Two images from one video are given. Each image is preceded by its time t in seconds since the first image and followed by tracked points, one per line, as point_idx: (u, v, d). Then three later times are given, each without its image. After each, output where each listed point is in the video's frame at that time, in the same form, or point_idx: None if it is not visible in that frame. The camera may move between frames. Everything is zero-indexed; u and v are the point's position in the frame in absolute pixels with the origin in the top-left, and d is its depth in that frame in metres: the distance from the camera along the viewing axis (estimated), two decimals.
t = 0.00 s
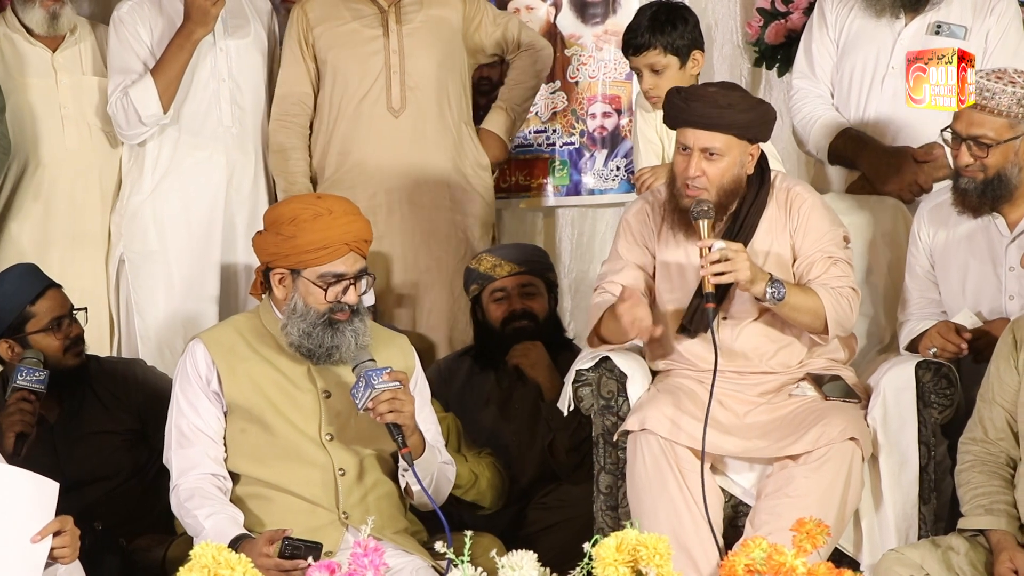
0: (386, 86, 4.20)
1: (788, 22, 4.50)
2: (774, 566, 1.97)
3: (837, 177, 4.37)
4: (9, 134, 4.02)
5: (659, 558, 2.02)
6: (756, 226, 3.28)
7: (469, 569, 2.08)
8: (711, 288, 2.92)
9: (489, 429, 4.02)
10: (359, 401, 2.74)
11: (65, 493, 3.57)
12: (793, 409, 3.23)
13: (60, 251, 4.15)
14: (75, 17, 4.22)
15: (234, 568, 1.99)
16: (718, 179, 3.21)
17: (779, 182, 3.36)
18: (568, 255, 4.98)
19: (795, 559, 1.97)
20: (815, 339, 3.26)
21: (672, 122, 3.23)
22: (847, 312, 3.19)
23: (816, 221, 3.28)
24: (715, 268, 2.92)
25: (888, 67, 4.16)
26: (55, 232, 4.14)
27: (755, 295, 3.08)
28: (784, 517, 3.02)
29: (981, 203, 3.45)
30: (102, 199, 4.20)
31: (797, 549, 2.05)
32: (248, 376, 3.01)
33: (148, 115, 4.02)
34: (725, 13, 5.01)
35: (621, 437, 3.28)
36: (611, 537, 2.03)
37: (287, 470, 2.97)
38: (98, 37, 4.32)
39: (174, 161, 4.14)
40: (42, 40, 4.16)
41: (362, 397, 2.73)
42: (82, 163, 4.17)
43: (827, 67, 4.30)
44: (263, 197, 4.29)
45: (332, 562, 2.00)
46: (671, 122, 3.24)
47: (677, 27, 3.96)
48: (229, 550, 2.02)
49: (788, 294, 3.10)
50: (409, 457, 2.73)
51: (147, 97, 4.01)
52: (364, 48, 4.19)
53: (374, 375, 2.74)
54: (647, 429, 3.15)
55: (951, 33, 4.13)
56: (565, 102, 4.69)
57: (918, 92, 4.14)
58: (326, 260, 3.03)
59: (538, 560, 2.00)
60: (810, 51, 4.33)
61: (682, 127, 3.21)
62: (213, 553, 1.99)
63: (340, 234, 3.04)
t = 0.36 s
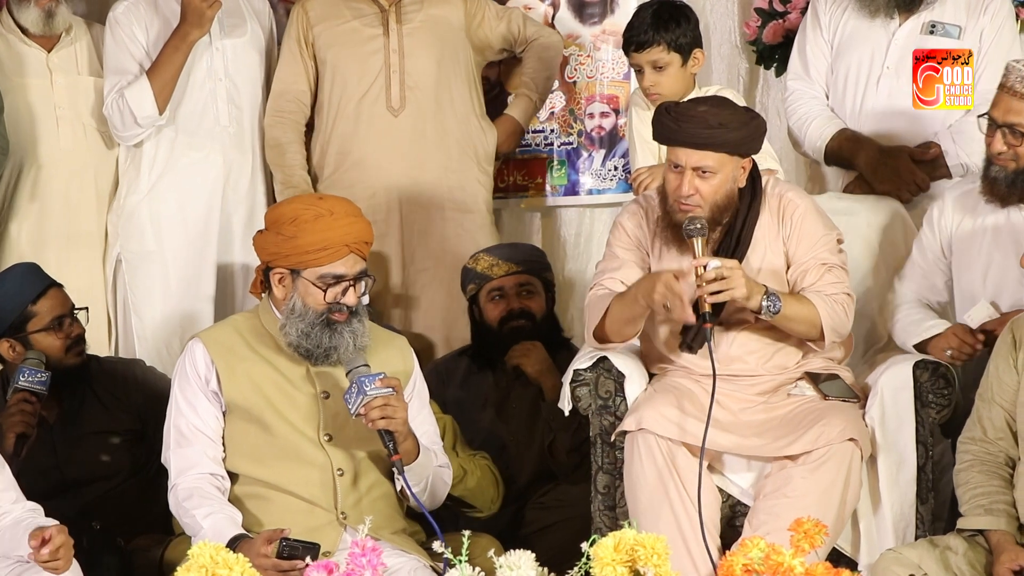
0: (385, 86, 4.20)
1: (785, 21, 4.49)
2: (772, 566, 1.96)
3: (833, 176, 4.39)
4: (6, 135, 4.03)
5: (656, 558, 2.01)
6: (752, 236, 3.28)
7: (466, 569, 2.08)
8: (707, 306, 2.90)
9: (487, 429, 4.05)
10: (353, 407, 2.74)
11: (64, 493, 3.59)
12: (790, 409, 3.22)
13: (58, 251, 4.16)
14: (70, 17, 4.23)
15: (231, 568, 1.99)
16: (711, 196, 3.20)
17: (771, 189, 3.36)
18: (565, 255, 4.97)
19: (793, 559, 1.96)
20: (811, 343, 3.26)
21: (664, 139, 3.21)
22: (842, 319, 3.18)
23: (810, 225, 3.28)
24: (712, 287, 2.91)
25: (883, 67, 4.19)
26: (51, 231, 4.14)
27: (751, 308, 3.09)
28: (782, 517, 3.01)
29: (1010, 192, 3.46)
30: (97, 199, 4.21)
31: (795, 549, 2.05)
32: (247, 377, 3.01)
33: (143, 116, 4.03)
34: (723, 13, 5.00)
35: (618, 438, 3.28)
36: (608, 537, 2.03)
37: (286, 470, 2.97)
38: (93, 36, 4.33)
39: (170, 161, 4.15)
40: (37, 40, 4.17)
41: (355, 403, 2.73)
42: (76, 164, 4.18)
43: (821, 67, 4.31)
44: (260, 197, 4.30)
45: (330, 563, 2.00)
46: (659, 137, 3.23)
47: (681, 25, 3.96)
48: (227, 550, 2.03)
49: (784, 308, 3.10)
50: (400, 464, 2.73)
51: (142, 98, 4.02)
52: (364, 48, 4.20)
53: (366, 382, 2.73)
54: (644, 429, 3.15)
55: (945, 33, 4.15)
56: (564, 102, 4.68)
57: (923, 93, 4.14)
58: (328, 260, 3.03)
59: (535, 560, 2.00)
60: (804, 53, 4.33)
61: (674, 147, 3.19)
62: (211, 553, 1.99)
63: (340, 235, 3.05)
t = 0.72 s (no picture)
0: (386, 86, 4.20)
1: (784, 21, 4.49)
2: (771, 566, 1.96)
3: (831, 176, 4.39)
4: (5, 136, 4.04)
5: (655, 558, 2.01)
6: (752, 233, 3.28)
7: (465, 569, 2.08)
8: (707, 295, 2.91)
9: (487, 428, 4.08)
10: (353, 408, 2.75)
11: (64, 492, 3.60)
12: (789, 409, 3.22)
13: (55, 251, 4.17)
14: (66, 17, 4.24)
15: (230, 568, 2.00)
16: (714, 188, 3.21)
17: (772, 186, 3.36)
18: (563, 254, 4.98)
19: (791, 559, 1.96)
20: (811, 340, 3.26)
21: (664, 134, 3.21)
22: (843, 314, 3.18)
23: (811, 223, 3.28)
24: (713, 276, 2.93)
25: (880, 68, 4.18)
26: (48, 231, 4.15)
27: (752, 300, 3.08)
28: (781, 517, 3.01)
29: None
30: (94, 199, 4.22)
31: (793, 550, 2.05)
32: (247, 377, 3.01)
33: (142, 121, 4.06)
34: (721, 13, 5.01)
35: (617, 438, 3.28)
36: (606, 537, 2.03)
37: (286, 470, 2.98)
38: (91, 36, 4.34)
39: (168, 161, 4.15)
40: (32, 40, 4.18)
41: (355, 405, 2.74)
42: (73, 164, 4.19)
43: (817, 69, 4.29)
44: (259, 196, 4.29)
45: (329, 563, 2.00)
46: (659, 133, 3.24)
47: (681, 23, 3.95)
48: (226, 550, 2.03)
49: (784, 299, 3.10)
50: (400, 465, 2.73)
51: (141, 104, 4.05)
52: (364, 48, 4.20)
53: (368, 383, 2.74)
54: (643, 429, 3.15)
55: (941, 33, 4.15)
56: (562, 102, 4.68)
57: (921, 93, 4.16)
58: (329, 263, 3.03)
59: (533, 560, 2.00)
60: (800, 54, 4.32)
61: (674, 139, 3.20)
62: (210, 553, 2.00)
63: (342, 236, 3.05)
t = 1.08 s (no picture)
0: (387, 86, 4.20)
1: (784, 21, 4.50)
2: (771, 566, 1.96)
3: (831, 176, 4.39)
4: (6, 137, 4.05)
5: (655, 558, 2.01)
6: (753, 222, 3.29)
7: (466, 568, 2.08)
8: (708, 283, 2.91)
9: (487, 429, 4.09)
10: (353, 409, 2.75)
11: (63, 493, 3.61)
12: (789, 409, 3.22)
13: (54, 252, 4.16)
14: (66, 17, 4.25)
15: (230, 568, 2.00)
16: (720, 170, 3.23)
17: (776, 183, 3.36)
18: (562, 255, 4.98)
19: (792, 559, 1.96)
20: (811, 338, 3.26)
21: (662, 123, 3.23)
22: (843, 311, 3.18)
23: (813, 221, 3.28)
24: (713, 264, 2.92)
25: (878, 68, 4.18)
26: (48, 231, 4.15)
27: (752, 292, 3.07)
28: (781, 517, 3.01)
29: None
30: (94, 199, 4.22)
31: (793, 549, 2.05)
32: (247, 377, 3.01)
33: (140, 126, 4.07)
34: (721, 13, 5.01)
35: (617, 438, 3.28)
36: (606, 537, 2.03)
37: (286, 470, 2.98)
38: (90, 37, 4.34)
39: (167, 161, 4.15)
40: (33, 40, 4.18)
41: (356, 406, 2.74)
42: (73, 164, 4.19)
43: (815, 70, 4.30)
44: (258, 196, 4.30)
45: (329, 563, 2.00)
46: (658, 122, 3.26)
47: (681, 23, 3.95)
48: (226, 550, 2.03)
49: (785, 291, 3.09)
50: (400, 466, 2.73)
51: (139, 109, 4.06)
52: (365, 48, 4.20)
53: (368, 384, 2.74)
54: (643, 429, 3.15)
55: (939, 32, 4.17)
56: (562, 102, 4.69)
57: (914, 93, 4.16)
58: (329, 264, 3.03)
59: (534, 560, 2.00)
60: (798, 55, 4.32)
61: (674, 126, 3.23)
62: (210, 553, 2.00)
63: (343, 237, 3.04)
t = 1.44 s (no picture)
0: (387, 86, 4.20)
1: (785, 21, 4.50)
2: (771, 566, 1.96)
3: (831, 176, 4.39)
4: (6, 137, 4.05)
5: (656, 558, 2.01)
6: (755, 218, 3.27)
7: (467, 568, 2.08)
8: (707, 278, 2.91)
9: (487, 428, 4.10)
10: (354, 409, 2.75)
11: (64, 493, 3.61)
12: (789, 409, 3.21)
13: (54, 252, 4.16)
14: (67, 17, 4.25)
15: (231, 568, 2.00)
16: (722, 161, 3.24)
17: (776, 181, 3.36)
18: (563, 255, 4.98)
19: (792, 559, 1.96)
20: (812, 336, 3.26)
21: (663, 113, 3.24)
22: (843, 309, 3.18)
23: (814, 219, 3.27)
24: (713, 259, 2.91)
25: (878, 68, 4.18)
26: (48, 231, 4.16)
27: (752, 288, 3.06)
28: (781, 517, 3.01)
29: None
30: (94, 199, 4.23)
31: (794, 549, 2.05)
32: (248, 377, 3.01)
33: (137, 127, 4.07)
34: (722, 13, 5.01)
35: (618, 438, 3.28)
36: (607, 537, 2.02)
37: (286, 470, 2.98)
38: (91, 37, 4.35)
39: (166, 161, 4.15)
40: (33, 40, 4.19)
41: (356, 405, 2.74)
42: (74, 164, 4.20)
43: (814, 70, 4.30)
44: (258, 197, 4.31)
45: (329, 562, 2.00)
46: (657, 115, 3.27)
47: (681, 23, 3.95)
48: (227, 550, 2.03)
49: (785, 289, 3.09)
50: (401, 466, 2.74)
51: (136, 110, 4.06)
52: (365, 48, 4.21)
53: (369, 384, 2.74)
54: (644, 428, 3.15)
55: (938, 32, 4.16)
56: (562, 102, 4.69)
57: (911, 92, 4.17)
58: (329, 263, 3.03)
59: (534, 560, 2.00)
60: (797, 55, 4.32)
61: (676, 117, 3.23)
62: (210, 553, 2.00)
63: (343, 238, 3.04)
